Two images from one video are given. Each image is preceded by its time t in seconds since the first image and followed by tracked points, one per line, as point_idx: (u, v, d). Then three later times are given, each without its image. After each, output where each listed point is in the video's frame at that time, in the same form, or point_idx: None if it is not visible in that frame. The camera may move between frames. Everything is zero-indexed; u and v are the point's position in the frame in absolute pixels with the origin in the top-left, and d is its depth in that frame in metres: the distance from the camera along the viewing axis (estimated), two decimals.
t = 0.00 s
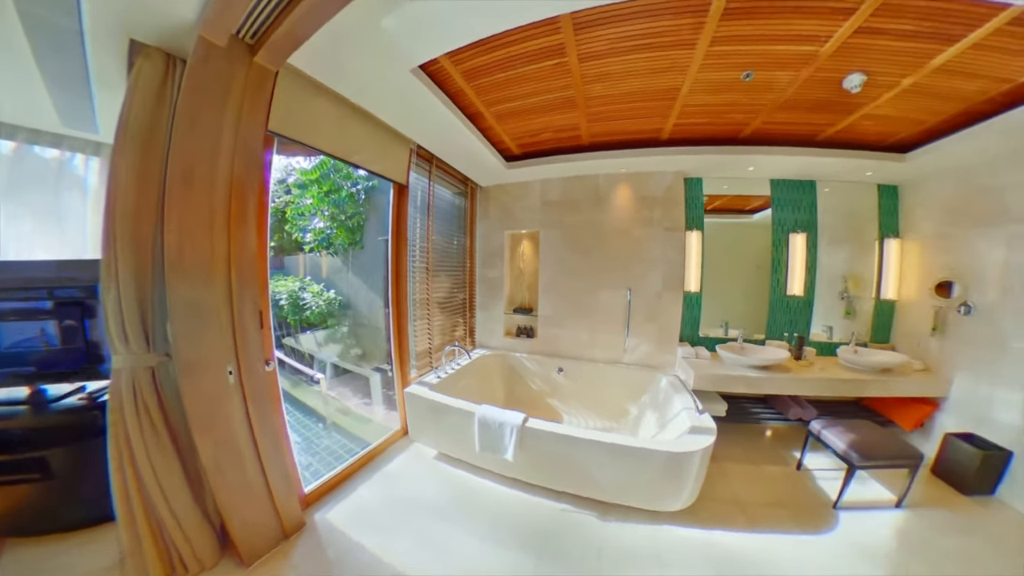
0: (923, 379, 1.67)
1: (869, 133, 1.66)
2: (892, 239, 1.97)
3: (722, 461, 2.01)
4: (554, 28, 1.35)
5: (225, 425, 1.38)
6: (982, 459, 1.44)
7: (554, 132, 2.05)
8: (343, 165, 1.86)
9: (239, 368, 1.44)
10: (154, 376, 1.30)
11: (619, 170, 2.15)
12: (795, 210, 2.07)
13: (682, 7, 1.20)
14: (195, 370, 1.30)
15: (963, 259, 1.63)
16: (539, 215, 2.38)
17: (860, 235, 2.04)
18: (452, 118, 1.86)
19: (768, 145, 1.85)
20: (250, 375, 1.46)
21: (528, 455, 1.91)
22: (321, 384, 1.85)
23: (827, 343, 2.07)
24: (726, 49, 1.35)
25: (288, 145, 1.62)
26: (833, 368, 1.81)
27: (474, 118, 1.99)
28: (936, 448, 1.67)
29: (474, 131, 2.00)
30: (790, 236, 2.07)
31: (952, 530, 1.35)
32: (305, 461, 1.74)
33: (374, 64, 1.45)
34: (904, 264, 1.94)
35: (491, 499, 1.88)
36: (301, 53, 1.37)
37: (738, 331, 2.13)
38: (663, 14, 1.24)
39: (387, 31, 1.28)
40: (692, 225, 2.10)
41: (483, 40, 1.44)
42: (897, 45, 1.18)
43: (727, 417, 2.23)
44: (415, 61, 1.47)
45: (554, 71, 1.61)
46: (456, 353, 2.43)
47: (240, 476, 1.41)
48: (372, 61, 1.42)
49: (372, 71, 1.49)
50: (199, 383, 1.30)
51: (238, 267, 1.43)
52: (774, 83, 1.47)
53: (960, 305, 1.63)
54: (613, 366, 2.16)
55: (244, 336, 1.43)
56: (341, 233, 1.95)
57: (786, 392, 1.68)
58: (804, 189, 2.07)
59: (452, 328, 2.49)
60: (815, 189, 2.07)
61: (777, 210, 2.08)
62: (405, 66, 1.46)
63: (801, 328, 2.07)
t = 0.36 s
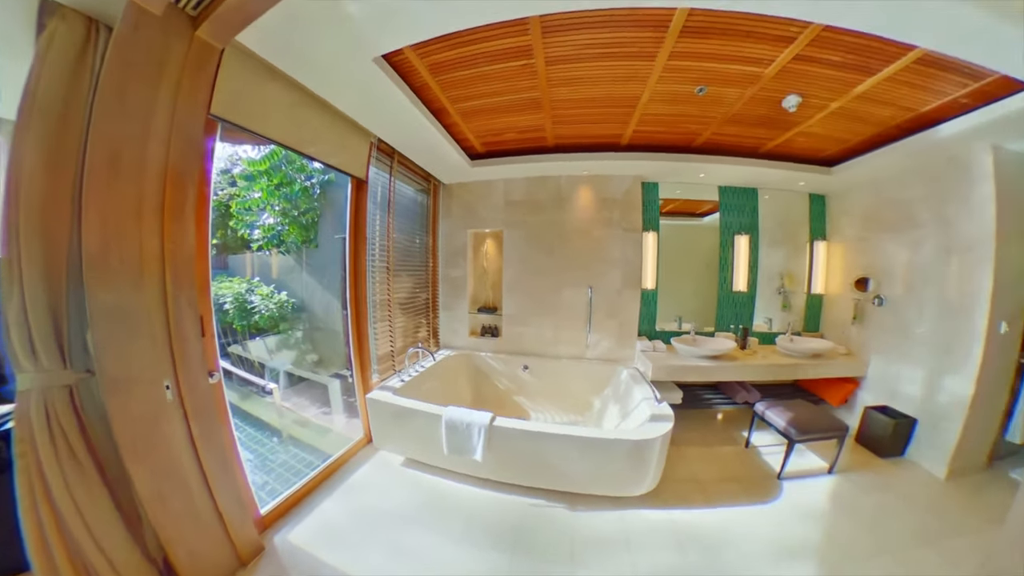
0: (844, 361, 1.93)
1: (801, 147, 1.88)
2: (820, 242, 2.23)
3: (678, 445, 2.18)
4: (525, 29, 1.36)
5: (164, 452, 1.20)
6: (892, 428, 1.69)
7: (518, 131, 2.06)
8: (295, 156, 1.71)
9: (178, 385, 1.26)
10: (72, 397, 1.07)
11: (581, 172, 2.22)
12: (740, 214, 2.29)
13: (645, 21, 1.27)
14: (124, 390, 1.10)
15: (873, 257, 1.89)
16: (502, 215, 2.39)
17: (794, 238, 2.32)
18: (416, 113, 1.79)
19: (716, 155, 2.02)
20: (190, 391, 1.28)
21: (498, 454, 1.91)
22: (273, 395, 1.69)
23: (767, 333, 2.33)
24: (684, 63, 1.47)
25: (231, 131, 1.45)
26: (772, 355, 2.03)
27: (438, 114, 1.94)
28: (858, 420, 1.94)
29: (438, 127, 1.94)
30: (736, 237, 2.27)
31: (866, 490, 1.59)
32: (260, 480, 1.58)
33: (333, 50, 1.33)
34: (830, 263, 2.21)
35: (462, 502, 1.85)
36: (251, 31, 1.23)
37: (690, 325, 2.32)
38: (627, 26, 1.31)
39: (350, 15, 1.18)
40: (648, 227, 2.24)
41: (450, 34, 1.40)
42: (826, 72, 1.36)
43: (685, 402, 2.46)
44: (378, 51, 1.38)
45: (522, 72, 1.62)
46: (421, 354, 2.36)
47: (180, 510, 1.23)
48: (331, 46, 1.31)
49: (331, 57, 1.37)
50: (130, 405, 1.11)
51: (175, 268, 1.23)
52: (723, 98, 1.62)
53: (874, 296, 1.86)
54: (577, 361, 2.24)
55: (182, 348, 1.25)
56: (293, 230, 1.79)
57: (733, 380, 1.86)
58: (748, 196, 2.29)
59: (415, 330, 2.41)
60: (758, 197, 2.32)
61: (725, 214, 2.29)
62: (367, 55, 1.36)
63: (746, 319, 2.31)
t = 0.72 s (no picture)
0: (789, 349, 2.15)
1: (750, 157, 2.06)
2: (767, 243, 2.45)
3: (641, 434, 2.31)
4: (496, 29, 1.36)
5: (99, 481, 0.83)
6: (829, 406, 1.93)
7: (486, 130, 2.05)
8: (248, 145, 1.55)
9: (108, 401, 0.89)
10: None
11: (547, 174, 2.26)
12: (696, 216, 2.46)
13: (613, 30, 1.34)
14: (45, 415, 0.73)
15: (815, 258, 2.16)
16: (469, 213, 2.36)
17: (744, 239, 2.52)
18: (382, 107, 1.71)
19: (675, 161, 2.16)
20: (126, 407, 0.92)
21: (471, 454, 1.90)
22: (225, 408, 1.53)
23: (722, 326, 2.48)
24: (647, 74, 1.56)
25: (169, 114, 1.26)
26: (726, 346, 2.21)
27: (404, 108, 1.87)
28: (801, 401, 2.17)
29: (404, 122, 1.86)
30: (692, 239, 2.45)
31: (803, 463, 1.80)
32: (215, 502, 1.43)
33: (292, 39, 1.22)
34: (775, 262, 2.46)
35: (436, 506, 1.81)
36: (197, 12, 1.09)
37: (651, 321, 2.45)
38: (596, 33, 1.36)
39: (314, 3, 1.09)
40: (612, 228, 2.34)
41: (420, 27, 1.35)
42: (773, 90, 1.51)
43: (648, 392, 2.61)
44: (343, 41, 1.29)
45: (492, 71, 1.62)
46: (387, 358, 2.26)
47: (120, 554, 0.87)
48: (291, 35, 1.21)
49: (290, 45, 1.26)
50: (57, 434, 0.74)
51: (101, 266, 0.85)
52: (682, 108, 1.73)
53: (812, 292, 2.16)
54: (545, 358, 2.28)
55: (113, 355, 0.89)
56: (245, 226, 1.63)
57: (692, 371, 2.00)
58: (704, 200, 2.46)
59: (379, 332, 2.30)
60: (712, 202, 2.49)
61: (682, 216, 2.45)
62: (331, 45, 1.27)
63: (702, 314, 2.47)
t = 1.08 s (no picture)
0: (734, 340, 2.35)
1: (701, 166, 2.22)
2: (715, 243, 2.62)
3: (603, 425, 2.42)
4: (464, 23, 1.34)
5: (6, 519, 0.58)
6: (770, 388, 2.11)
7: (450, 127, 2.00)
8: (186, 130, 1.37)
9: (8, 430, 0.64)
10: None
11: (512, 173, 2.28)
12: (652, 219, 2.59)
13: (578, 36, 1.38)
14: None
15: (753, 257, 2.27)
16: (431, 211, 2.30)
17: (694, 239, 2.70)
18: (341, 96, 1.59)
19: (632, 166, 2.29)
20: (35, 438, 0.67)
21: (441, 458, 1.86)
22: (164, 429, 1.36)
23: (675, 320, 2.70)
24: (610, 81, 1.64)
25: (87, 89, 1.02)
26: (680, 339, 2.38)
27: (364, 99, 1.76)
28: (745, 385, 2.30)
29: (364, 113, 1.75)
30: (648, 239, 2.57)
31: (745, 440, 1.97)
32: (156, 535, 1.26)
33: (242, 16, 1.09)
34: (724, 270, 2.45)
35: (406, 514, 1.74)
36: None
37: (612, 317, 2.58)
38: (562, 37, 1.40)
39: None
40: (574, 228, 2.42)
41: (387, 14, 1.28)
42: (722, 104, 1.66)
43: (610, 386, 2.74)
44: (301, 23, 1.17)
45: (459, 67, 1.58)
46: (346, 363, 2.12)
47: None
48: (240, 12, 1.07)
49: (239, 24, 1.13)
50: None
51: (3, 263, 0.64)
52: (641, 116, 1.84)
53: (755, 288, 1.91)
54: (510, 356, 2.29)
55: (21, 375, 0.65)
56: (181, 221, 1.44)
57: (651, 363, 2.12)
58: (659, 203, 2.62)
59: (337, 336, 2.16)
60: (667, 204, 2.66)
61: (639, 218, 2.59)
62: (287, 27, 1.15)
63: (658, 310, 2.65)
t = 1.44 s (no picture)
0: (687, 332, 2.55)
1: (657, 169, 2.37)
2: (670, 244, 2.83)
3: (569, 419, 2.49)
4: (433, 17, 1.30)
5: None
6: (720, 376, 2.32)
7: (413, 121, 1.92)
8: (110, 109, 1.16)
9: None
10: None
11: (476, 171, 2.26)
12: (612, 219, 2.73)
13: (547, 40, 1.40)
14: None
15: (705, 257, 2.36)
16: (393, 208, 2.20)
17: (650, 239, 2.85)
18: (297, 85, 1.45)
19: (594, 169, 2.37)
20: None
21: (411, 465, 1.79)
22: (90, 458, 1.17)
23: (634, 316, 2.83)
24: (574, 85, 1.69)
25: None
26: (639, 333, 2.52)
27: (322, 87, 1.63)
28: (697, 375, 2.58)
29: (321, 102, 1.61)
30: (607, 239, 2.72)
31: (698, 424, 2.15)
32: None
33: None
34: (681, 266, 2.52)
35: (375, 525, 1.65)
36: None
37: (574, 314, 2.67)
38: (528, 39, 1.41)
39: None
40: (537, 227, 2.45)
41: None
42: (678, 114, 1.79)
43: (575, 381, 2.84)
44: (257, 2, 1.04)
45: (425, 60, 1.53)
46: (302, 371, 1.96)
47: None
48: None
49: None
50: None
51: None
52: (603, 121, 1.92)
53: (705, 283, 2.09)
54: (476, 356, 2.28)
55: None
56: (103, 215, 1.23)
57: (611, 357, 2.24)
58: (618, 205, 2.73)
59: (290, 342, 1.99)
60: (626, 206, 2.77)
61: (600, 219, 2.68)
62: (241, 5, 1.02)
63: (616, 306, 2.79)
